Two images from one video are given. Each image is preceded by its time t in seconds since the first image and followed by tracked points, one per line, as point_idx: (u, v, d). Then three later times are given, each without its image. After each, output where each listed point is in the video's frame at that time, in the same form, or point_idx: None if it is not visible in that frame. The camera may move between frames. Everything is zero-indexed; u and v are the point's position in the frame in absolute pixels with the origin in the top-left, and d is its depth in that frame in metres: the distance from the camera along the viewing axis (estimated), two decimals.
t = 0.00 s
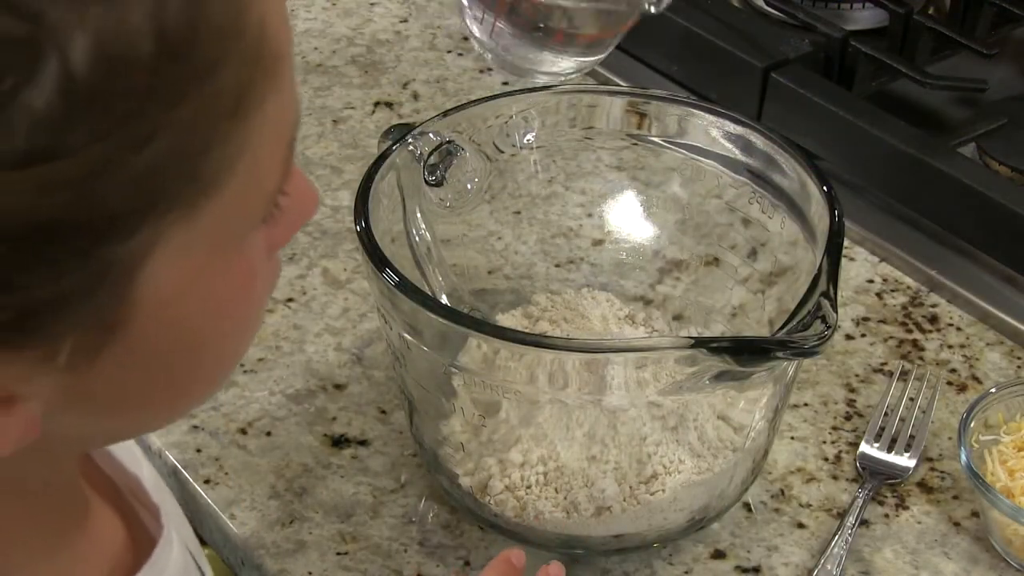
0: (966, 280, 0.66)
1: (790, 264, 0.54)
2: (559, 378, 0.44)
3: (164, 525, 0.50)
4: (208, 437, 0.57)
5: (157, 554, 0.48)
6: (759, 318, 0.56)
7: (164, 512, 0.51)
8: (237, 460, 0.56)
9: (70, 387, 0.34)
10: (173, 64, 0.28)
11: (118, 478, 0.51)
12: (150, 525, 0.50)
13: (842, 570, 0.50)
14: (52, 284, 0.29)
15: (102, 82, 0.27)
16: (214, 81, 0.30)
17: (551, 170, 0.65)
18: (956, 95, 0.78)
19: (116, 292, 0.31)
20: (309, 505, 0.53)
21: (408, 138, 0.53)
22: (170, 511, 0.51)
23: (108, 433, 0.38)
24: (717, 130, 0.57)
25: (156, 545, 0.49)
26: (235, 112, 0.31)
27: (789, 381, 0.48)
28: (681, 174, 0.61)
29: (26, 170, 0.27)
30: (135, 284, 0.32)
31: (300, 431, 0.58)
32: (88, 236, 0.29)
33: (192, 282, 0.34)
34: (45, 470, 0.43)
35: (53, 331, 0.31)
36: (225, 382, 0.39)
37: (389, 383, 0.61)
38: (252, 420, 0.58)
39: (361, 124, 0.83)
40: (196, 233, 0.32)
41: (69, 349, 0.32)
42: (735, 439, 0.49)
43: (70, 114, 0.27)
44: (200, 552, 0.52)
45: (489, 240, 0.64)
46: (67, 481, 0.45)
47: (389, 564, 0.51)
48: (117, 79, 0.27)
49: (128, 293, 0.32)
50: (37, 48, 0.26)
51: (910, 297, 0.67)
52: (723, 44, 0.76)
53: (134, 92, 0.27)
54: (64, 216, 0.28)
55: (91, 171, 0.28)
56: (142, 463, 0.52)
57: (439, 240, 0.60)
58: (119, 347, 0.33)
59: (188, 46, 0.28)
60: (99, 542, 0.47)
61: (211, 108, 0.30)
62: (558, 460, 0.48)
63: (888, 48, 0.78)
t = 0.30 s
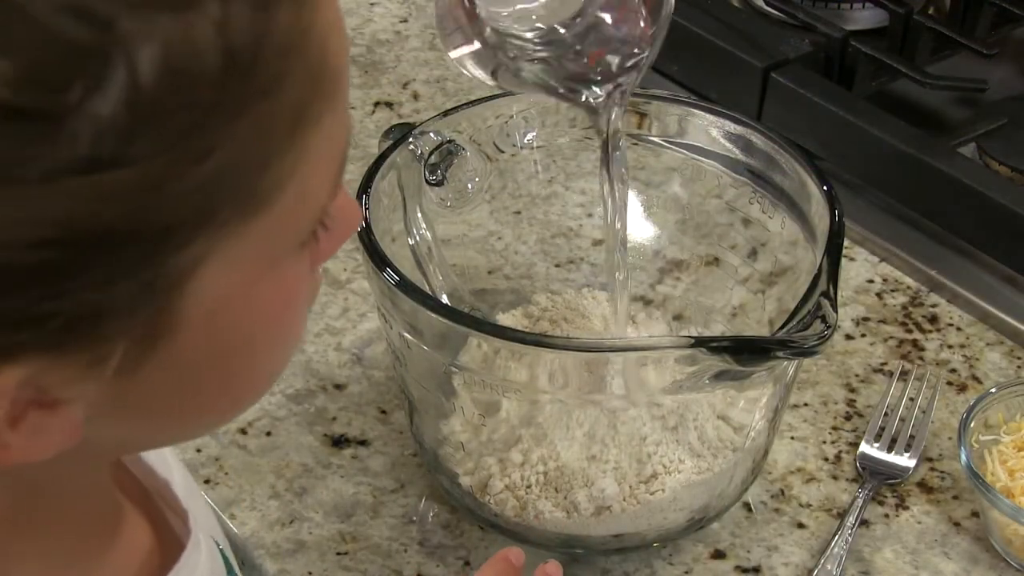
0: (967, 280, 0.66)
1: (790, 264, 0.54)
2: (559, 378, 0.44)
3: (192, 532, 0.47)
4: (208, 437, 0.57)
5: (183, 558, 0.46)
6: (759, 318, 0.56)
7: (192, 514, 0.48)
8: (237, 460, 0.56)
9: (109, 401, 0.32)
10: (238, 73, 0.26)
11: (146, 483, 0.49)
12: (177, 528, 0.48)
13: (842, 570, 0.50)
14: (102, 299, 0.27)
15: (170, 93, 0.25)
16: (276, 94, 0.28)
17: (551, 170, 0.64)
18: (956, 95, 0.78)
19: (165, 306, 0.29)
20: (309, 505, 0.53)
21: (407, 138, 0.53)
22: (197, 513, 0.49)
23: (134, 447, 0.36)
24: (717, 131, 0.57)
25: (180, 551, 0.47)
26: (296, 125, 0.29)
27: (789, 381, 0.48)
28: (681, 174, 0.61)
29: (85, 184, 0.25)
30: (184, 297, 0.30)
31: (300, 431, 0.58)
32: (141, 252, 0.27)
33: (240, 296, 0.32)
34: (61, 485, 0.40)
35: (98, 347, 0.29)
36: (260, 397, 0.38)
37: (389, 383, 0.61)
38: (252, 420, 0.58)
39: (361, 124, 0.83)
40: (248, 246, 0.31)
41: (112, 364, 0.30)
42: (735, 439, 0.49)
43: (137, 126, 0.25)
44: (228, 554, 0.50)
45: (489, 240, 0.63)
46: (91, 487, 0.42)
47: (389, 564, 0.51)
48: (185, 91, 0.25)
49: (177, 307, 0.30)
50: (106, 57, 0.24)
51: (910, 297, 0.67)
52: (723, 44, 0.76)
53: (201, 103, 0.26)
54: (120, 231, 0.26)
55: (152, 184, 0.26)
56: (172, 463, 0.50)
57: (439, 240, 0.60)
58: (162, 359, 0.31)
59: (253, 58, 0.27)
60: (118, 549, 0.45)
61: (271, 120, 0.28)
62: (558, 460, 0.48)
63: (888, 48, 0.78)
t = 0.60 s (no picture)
0: (967, 280, 0.66)
1: (790, 264, 0.54)
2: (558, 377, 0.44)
3: (200, 524, 0.47)
4: (208, 437, 0.57)
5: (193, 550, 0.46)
6: (759, 318, 0.57)
7: (199, 510, 0.48)
8: (237, 460, 0.56)
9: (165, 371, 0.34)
10: (288, 50, 0.29)
11: (150, 477, 0.49)
12: (184, 524, 0.48)
13: (842, 570, 0.50)
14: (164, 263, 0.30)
15: (233, 65, 0.28)
16: (325, 68, 0.31)
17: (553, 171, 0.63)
18: (956, 96, 0.78)
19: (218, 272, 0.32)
20: (309, 505, 0.53)
21: (408, 138, 0.54)
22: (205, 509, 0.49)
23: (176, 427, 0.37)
24: (717, 131, 0.57)
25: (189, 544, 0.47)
26: (338, 103, 0.32)
27: (789, 381, 0.48)
28: (681, 174, 0.61)
29: (159, 149, 0.27)
30: (234, 265, 0.32)
31: (300, 431, 0.58)
32: (202, 216, 0.30)
33: (283, 267, 0.35)
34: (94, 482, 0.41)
35: (158, 312, 0.31)
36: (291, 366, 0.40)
37: (389, 383, 0.61)
38: (252, 420, 0.58)
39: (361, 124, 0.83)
40: (291, 217, 0.33)
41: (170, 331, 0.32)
42: (735, 439, 0.48)
43: (205, 94, 0.27)
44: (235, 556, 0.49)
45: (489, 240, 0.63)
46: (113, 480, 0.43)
47: (389, 564, 0.51)
48: (245, 63, 0.28)
49: (229, 272, 0.32)
50: (179, 29, 0.26)
51: (910, 297, 0.67)
52: (723, 44, 0.76)
53: (257, 75, 0.29)
54: (184, 196, 0.29)
55: (214, 150, 0.29)
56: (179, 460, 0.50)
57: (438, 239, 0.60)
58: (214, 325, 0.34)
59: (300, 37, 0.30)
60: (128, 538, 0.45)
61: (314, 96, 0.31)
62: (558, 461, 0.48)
63: (888, 48, 0.78)
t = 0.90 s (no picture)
0: (967, 280, 0.66)
1: (790, 264, 0.54)
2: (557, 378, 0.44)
3: (200, 520, 0.47)
4: (209, 437, 0.57)
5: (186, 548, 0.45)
6: (759, 318, 0.57)
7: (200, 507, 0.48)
8: (237, 460, 0.56)
9: (194, 343, 0.34)
10: (311, 25, 0.30)
11: (152, 477, 0.49)
12: (184, 523, 0.47)
13: (842, 570, 0.50)
14: (200, 232, 0.30)
15: (262, 38, 0.28)
16: (344, 41, 0.31)
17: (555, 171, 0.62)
18: (955, 95, 0.78)
19: (247, 244, 0.32)
20: (309, 505, 0.53)
21: (408, 138, 0.53)
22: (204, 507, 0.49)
23: (196, 402, 0.38)
24: (717, 131, 0.57)
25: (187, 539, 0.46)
26: (354, 79, 0.33)
27: (789, 381, 0.48)
28: (681, 174, 0.61)
29: (197, 120, 0.28)
30: (263, 237, 0.33)
31: (300, 431, 0.58)
32: (234, 186, 0.30)
33: (304, 241, 0.35)
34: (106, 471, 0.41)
35: (189, 283, 0.31)
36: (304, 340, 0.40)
37: (389, 383, 0.61)
38: (252, 420, 0.58)
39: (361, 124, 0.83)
40: (316, 193, 0.34)
41: (202, 301, 0.33)
42: (735, 439, 0.48)
43: (238, 67, 0.28)
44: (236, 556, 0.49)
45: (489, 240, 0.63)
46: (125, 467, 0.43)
47: (389, 564, 0.51)
48: (273, 36, 0.28)
49: (254, 244, 0.33)
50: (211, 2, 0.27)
51: (910, 297, 0.67)
52: (723, 44, 0.76)
53: (283, 48, 0.29)
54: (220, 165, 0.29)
55: (245, 121, 0.29)
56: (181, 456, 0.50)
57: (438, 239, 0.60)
58: (241, 298, 0.34)
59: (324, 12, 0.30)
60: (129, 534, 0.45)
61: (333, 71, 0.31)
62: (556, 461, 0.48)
63: (888, 48, 0.78)
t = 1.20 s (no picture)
0: (966, 281, 0.66)
1: (790, 264, 0.54)
2: (558, 379, 0.44)
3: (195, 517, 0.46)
4: (209, 437, 0.57)
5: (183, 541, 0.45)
6: (759, 318, 0.57)
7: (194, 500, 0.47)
8: (237, 460, 0.56)
9: (201, 328, 0.33)
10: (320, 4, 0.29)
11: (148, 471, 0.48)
12: (179, 515, 0.47)
13: (842, 570, 0.50)
14: (213, 213, 0.29)
15: (271, 19, 0.27)
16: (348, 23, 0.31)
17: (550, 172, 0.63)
18: (955, 95, 0.78)
19: (255, 226, 0.31)
20: (309, 505, 0.53)
21: (407, 138, 0.53)
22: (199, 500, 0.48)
23: (202, 391, 0.37)
24: (718, 131, 0.57)
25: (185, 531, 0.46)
26: (361, 59, 0.32)
27: (789, 381, 0.48)
28: (681, 174, 0.61)
29: (212, 100, 0.27)
30: (273, 217, 0.32)
31: (300, 431, 0.58)
32: (248, 165, 0.29)
33: (311, 224, 0.34)
34: (107, 465, 0.40)
35: (199, 265, 0.30)
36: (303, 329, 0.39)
37: (389, 383, 0.61)
38: (252, 420, 0.58)
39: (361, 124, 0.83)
40: (324, 174, 0.33)
41: (213, 285, 0.31)
42: (735, 439, 0.48)
43: (251, 49, 0.27)
44: (232, 549, 0.48)
45: (489, 240, 0.63)
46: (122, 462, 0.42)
47: (389, 564, 0.51)
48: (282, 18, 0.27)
49: (261, 226, 0.31)
50: None
51: (910, 297, 0.67)
52: (723, 44, 0.76)
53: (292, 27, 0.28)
54: (234, 144, 0.28)
55: (258, 100, 0.28)
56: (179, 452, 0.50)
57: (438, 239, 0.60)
58: (251, 282, 0.33)
59: None
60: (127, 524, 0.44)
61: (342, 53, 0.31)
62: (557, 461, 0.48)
63: (888, 48, 0.78)
